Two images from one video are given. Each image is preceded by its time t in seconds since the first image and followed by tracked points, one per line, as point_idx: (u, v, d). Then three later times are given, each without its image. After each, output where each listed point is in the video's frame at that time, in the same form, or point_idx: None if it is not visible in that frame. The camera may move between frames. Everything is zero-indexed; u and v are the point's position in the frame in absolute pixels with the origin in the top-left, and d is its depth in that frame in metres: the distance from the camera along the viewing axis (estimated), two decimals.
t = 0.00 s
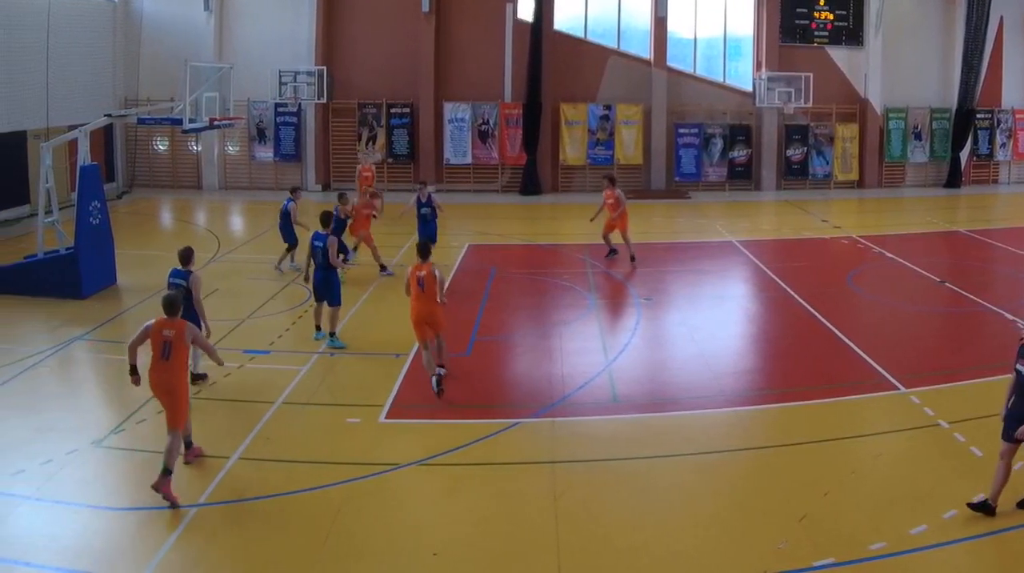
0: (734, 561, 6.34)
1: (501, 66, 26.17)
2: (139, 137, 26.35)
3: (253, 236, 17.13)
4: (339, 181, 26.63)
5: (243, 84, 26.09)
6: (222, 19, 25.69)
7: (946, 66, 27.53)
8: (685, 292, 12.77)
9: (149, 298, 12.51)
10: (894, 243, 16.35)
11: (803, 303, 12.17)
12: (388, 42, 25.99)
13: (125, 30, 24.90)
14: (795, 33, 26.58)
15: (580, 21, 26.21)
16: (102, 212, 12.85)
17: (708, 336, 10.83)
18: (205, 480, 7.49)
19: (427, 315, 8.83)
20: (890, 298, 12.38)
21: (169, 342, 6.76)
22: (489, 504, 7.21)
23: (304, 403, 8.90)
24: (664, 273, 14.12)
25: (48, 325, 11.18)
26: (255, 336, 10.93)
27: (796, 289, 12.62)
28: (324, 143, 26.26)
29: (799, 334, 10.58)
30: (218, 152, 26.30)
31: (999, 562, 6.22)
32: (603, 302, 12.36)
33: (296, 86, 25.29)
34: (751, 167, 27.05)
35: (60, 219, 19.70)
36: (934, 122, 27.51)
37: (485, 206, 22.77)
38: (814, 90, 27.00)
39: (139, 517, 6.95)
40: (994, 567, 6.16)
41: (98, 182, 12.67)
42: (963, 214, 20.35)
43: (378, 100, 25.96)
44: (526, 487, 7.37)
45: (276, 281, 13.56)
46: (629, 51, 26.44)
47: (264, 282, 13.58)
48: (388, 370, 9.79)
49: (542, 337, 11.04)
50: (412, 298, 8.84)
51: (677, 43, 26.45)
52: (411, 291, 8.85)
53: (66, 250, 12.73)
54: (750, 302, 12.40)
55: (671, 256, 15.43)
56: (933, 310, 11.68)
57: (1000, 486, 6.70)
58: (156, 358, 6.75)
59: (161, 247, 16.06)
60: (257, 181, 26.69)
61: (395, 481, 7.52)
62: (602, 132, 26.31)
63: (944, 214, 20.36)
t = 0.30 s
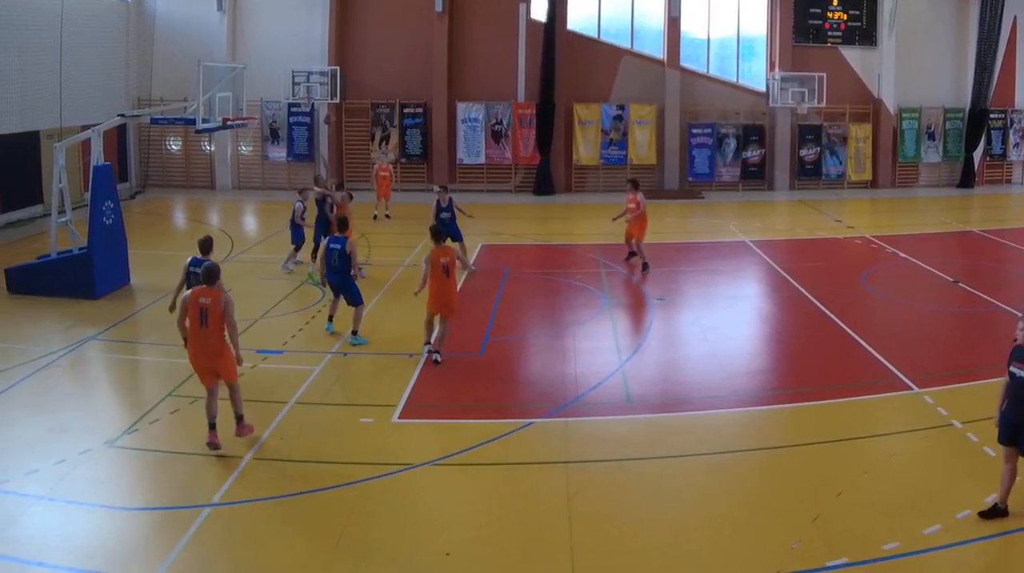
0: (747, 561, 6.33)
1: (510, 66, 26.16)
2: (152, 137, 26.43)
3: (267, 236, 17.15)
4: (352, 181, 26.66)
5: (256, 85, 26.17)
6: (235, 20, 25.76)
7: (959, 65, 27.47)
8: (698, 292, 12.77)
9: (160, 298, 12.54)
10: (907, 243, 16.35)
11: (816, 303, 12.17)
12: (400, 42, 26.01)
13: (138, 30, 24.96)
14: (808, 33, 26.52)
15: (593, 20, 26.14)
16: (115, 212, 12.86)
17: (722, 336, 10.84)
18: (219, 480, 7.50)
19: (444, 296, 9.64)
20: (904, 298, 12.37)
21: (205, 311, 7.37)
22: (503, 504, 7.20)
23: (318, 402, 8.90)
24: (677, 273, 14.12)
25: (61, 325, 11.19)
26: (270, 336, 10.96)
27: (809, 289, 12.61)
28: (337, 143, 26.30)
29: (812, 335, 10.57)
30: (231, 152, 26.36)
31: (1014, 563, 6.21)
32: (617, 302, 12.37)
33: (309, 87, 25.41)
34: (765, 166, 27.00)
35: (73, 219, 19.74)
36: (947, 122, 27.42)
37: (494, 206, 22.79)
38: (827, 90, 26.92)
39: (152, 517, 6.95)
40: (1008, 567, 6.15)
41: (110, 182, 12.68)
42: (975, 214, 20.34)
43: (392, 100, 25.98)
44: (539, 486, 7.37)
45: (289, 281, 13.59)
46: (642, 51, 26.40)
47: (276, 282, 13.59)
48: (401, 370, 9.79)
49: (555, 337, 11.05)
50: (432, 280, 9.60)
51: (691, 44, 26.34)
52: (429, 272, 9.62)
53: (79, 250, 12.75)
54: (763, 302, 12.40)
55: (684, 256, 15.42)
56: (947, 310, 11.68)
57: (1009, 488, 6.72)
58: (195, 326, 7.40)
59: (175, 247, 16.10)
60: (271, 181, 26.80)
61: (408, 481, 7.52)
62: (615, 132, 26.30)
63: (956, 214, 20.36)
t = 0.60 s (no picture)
0: (759, 561, 6.33)
1: (518, 66, 26.17)
2: (165, 137, 26.54)
3: (279, 236, 17.18)
4: (364, 181, 26.71)
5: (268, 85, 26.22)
6: (247, 20, 25.81)
7: (971, 65, 27.37)
8: (711, 292, 12.78)
9: (171, 298, 12.57)
10: (919, 243, 16.35)
11: (827, 303, 12.18)
12: (412, 42, 26.02)
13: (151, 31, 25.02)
14: (821, 33, 26.47)
15: (606, 20, 26.17)
16: (127, 212, 12.88)
17: (734, 336, 10.85)
18: (232, 479, 7.50)
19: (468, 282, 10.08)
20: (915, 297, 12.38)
21: (248, 314, 7.64)
22: (515, 504, 7.20)
23: (331, 402, 8.92)
24: (689, 273, 14.15)
25: (73, 325, 11.22)
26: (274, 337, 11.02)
27: (821, 289, 12.62)
28: (350, 143, 26.31)
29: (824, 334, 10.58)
30: (243, 152, 26.44)
31: None
32: (629, 301, 12.39)
33: (321, 87, 25.35)
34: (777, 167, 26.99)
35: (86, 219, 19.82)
36: (959, 122, 27.33)
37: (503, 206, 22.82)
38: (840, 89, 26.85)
39: (165, 517, 6.95)
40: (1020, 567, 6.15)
41: (122, 182, 12.69)
42: (987, 214, 20.33)
43: (404, 100, 26.01)
44: (551, 486, 7.36)
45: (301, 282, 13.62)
46: (654, 51, 26.38)
47: (287, 282, 13.62)
48: (413, 370, 9.81)
49: (567, 337, 11.06)
50: (453, 267, 10.04)
51: (703, 44, 26.36)
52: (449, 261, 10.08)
53: (91, 250, 12.79)
54: (775, 302, 12.42)
55: (696, 256, 15.44)
56: (958, 310, 11.69)
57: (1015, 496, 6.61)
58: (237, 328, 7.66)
59: (187, 247, 16.15)
60: (283, 182, 26.82)
61: (420, 481, 7.52)
62: (628, 132, 26.30)
63: (967, 214, 20.37)
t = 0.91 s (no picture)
0: (772, 562, 6.31)
1: (528, 66, 26.17)
2: (178, 137, 26.62)
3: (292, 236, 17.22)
4: (377, 181, 26.72)
5: (281, 85, 26.26)
6: (260, 20, 25.84)
7: (985, 64, 27.28)
8: (724, 292, 12.80)
9: (184, 298, 12.60)
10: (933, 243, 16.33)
11: (840, 303, 12.20)
12: (423, 42, 26.03)
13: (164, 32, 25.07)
14: (834, 32, 26.39)
15: (619, 20, 26.17)
16: (141, 212, 12.90)
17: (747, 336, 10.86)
18: (245, 479, 7.51)
19: (472, 281, 10.47)
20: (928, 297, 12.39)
21: (287, 286, 8.42)
22: (528, 504, 7.19)
23: (346, 402, 8.93)
24: (703, 273, 14.17)
25: (87, 325, 11.26)
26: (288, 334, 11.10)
27: (834, 289, 12.63)
28: (363, 143, 26.32)
29: (838, 334, 10.59)
30: (256, 153, 26.51)
31: None
32: (643, 301, 12.42)
33: (334, 86, 25.44)
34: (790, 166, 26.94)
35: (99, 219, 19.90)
36: (972, 122, 27.23)
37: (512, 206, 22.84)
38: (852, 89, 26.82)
39: (178, 517, 6.95)
40: None
41: (135, 182, 12.70)
42: (1000, 214, 20.32)
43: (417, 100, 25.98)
44: (565, 486, 7.35)
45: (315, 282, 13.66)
46: (668, 51, 26.35)
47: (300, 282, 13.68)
48: (426, 370, 9.82)
49: (581, 337, 11.08)
50: (460, 268, 10.39)
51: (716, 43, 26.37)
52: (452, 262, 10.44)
53: (104, 251, 12.83)
54: (789, 303, 12.43)
55: (709, 256, 15.45)
56: (972, 310, 11.70)
57: (1009, 505, 6.40)
58: (277, 298, 8.42)
59: (201, 248, 16.20)
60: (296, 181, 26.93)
61: (434, 481, 7.52)
62: (641, 132, 26.30)
63: (978, 214, 20.39)
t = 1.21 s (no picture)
0: (785, 561, 6.27)
1: (538, 66, 26.21)
2: (190, 136, 26.60)
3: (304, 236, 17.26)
4: (389, 180, 26.74)
5: (293, 85, 26.31)
6: (272, 19, 25.92)
7: (997, 64, 27.24)
8: (736, 292, 12.83)
9: (195, 299, 12.64)
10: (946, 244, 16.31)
11: (852, 303, 12.23)
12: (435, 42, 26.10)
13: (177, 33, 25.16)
14: (846, 32, 26.39)
15: (631, 21, 26.16)
16: (153, 212, 12.93)
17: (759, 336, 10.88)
18: (258, 479, 7.49)
19: (457, 263, 11.18)
20: (941, 297, 12.40)
21: (314, 267, 9.36)
22: (538, 504, 7.16)
23: (358, 402, 8.96)
24: (714, 273, 14.22)
25: (99, 325, 11.28)
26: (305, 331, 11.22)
27: (846, 289, 12.66)
28: (375, 142, 26.34)
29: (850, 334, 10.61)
30: (269, 153, 26.56)
31: None
32: (655, 301, 12.47)
33: (346, 86, 25.56)
34: (802, 166, 26.92)
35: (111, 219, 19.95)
36: (985, 122, 27.15)
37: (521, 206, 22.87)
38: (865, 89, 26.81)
39: (191, 517, 6.93)
40: None
41: (147, 182, 12.73)
42: (1014, 214, 20.32)
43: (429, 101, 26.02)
44: (578, 486, 7.33)
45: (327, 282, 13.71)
46: (680, 50, 26.36)
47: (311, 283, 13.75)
48: (439, 370, 9.85)
49: (593, 337, 11.11)
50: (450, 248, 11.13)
51: (728, 44, 26.37)
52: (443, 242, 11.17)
53: (116, 251, 12.86)
54: (801, 302, 12.44)
55: (720, 256, 15.49)
56: (984, 309, 11.73)
57: (1019, 504, 6.41)
58: (305, 278, 9.41)
59: (213, 248, 16.24)
60: (308, 181, 26.93)
61: (445, 481, 7.51)
62: (652, 132, 26.30)
63: (990, 214, 20.39)
